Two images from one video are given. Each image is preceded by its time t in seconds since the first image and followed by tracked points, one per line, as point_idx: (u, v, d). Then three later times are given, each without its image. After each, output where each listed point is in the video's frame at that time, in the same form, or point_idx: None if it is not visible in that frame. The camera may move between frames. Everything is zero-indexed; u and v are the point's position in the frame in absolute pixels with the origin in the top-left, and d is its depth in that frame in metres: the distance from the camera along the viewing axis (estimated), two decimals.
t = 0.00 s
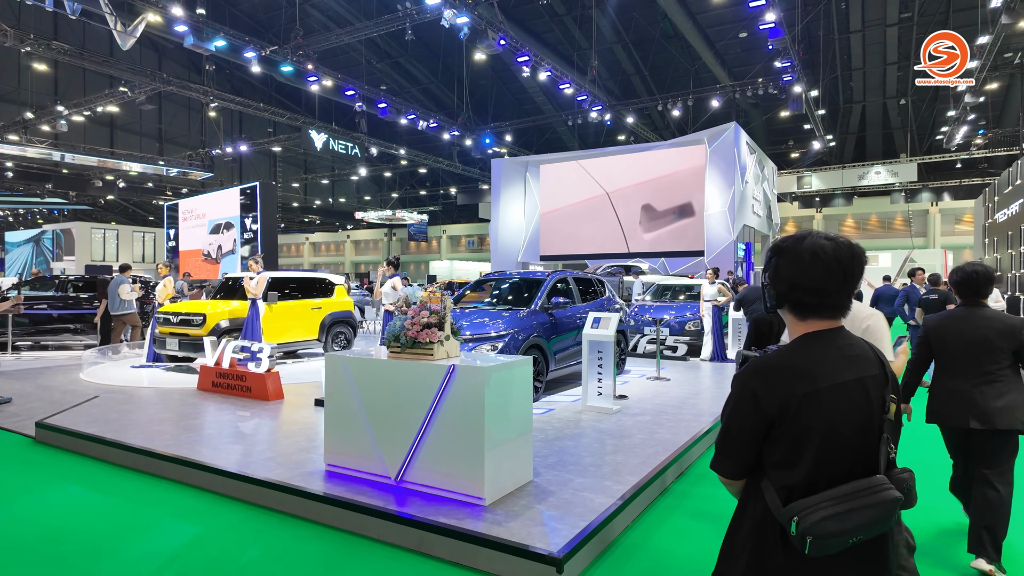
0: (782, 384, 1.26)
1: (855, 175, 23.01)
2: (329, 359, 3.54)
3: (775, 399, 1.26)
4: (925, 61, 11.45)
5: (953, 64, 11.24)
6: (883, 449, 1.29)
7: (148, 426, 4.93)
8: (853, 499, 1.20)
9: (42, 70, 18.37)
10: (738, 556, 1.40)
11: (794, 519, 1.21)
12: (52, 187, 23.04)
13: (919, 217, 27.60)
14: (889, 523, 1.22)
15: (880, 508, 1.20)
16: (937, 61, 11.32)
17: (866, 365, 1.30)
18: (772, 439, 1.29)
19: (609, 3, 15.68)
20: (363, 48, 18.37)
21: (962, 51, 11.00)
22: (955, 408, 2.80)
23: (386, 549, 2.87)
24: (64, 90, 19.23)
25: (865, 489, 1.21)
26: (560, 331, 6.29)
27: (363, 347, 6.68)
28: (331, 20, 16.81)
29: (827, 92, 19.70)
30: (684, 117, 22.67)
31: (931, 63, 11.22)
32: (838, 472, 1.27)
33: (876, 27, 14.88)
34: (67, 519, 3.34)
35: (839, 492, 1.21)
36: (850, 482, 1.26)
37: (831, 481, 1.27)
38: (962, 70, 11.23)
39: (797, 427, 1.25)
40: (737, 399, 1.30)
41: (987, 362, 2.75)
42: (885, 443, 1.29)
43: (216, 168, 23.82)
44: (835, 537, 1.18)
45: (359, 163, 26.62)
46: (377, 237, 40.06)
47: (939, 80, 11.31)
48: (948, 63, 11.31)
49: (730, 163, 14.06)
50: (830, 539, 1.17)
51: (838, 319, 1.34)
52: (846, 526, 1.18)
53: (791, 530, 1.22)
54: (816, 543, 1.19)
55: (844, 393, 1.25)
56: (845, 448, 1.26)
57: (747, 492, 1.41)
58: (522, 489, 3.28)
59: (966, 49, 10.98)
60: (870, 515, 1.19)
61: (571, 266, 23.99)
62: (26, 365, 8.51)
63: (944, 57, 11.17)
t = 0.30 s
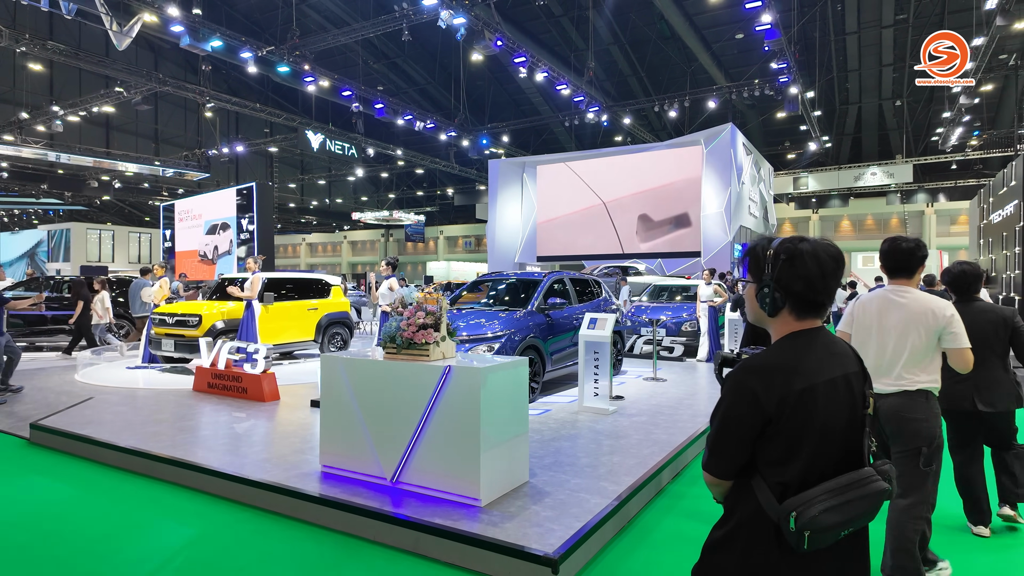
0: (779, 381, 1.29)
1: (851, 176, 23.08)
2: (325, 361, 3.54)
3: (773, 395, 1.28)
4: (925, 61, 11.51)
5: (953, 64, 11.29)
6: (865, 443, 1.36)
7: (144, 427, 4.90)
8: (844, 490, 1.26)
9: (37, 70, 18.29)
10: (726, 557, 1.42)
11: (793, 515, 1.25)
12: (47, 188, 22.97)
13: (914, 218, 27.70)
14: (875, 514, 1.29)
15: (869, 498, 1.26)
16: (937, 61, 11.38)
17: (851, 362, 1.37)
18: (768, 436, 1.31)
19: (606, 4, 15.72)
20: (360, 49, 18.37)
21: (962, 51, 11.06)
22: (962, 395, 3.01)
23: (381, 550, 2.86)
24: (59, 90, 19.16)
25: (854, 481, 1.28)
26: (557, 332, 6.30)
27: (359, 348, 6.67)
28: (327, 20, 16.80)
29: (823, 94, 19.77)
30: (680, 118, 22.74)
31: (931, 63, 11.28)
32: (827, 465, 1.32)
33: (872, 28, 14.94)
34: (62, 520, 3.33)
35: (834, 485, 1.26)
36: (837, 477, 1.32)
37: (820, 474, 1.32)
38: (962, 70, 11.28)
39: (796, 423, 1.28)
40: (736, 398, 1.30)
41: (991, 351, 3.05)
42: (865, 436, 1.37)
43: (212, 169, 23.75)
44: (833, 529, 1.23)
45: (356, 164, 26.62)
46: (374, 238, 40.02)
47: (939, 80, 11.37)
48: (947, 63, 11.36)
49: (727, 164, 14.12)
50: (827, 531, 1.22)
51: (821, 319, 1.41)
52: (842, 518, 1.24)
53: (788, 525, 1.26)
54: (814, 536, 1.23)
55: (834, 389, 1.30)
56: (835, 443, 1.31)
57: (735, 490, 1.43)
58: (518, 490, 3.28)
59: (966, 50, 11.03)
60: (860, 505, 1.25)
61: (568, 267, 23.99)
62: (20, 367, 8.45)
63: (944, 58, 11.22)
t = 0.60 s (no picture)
0: (735, 379, 1.35)
1: (849, 176, 23.12)
2: (322, 362, 3.53)
3: (730, 393, 1.34)
4: (925, 61, 11.53)
5: (953, 64, 11.32)
6: (813, 436, 1.44)
7: (140, 428, 4.89)
8: (795, 482, 1.32)
9: (34, 71, 18.24)
10: (689, 549, 1.46)
11: (747, 507, 1.30)
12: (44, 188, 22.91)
13: (912, 219, 27.73)
14: (824, 502, 1.36)
15: (817, 489, 1.33)
16: (937, 61, 11.39)
17: (798, 358, 1.44)
18: (725, 431, 1.37)
19: (603, 5, 15.74)
20: (358, 49, 18.36)
21: (962, 51, 11.08)
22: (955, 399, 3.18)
23: (377, 553, 2.85)
24: (56, 90, 19.13)
25: (804, 471, 1.35)
26: (554, 332, 6.29)
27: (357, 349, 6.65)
28: (325, 20, 16.77)
29: (821, 94, 19.80)
30: (678, 118, 22.74)
31: (931, 63, 11.30)
32: (779, 457, 1.39)
33: (869, 30, 14.97)
34: (57, 522, 3.32)
35: (786, 477, 1.33)
36: (788, 469, 1.39)
37: (774, 468, 1.39)
38: (962, 70, 11.30)
39: (750, 420, 1.34)
40: (695, 396, 1.35)
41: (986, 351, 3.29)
42: (813, 429, 1.45)
43: (210, 169, 23.70)
44: (785, 518, 1.29)
45: (354, 165, 26.64)
46: (372, 238, 39.98)
47: (939, 80, 11.38)
48: (947, 63, 11.39)
49: (725, 164, 14.13)
50: (780, 521, 1.28)
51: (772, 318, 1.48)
52: (793, 507, 1.30)
53: (743, 517, 1.31)
54: (767, 526, 1.29)
55: (784, 385, 1.37)
56: (786, 437, 1.38)
57: (692, 485, 1.48)
58: (515, 492, 3.27)
59: (965, 49, 11.05)
60: (809, 495, 1.32)
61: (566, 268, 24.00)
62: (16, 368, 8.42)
63: (944, 58, 11.24)
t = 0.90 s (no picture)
0: (655, 372, 1.37)
1: (849, 177, 23.14)
2: (318, 363, 3.50)
3: (648, 384, 1.36)
4: (925, 61, 11.53)
5: (953, 64, 11.31)
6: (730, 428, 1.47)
7: (137, 429, 4.87)
8: (707, 471, 1.36)
9: (33, 71, 18.20)
10: (609, 534, 1.49)
11: (657, 493, 1.34)
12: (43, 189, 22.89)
13: (911, 220, 27.76)
14: (734, 491, 1.39)
15: (727, 479, 1.37)
16: (937, 61, 11.39)
17: (718, 353, 1.48)
18: (643, 421, 1.40)
19: (602, 5, 15.74)
20: (357, 50, 18.33)
21: (962, 51, 11.08)
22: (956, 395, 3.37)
23: (373, 554, 2.83)
24: (55, 91, 19.09)
25: (715, 461, 1.38)
26: (553, 333, 6.28)
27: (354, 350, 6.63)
28: (324, 20, 16.76)
29: (820, 95, 19.80)
30: (677, 119, 22.74)
31: (931, 63, 11.30)
32: (695, 449, 1.42)
33: (868, 30, 14.98)
34: (50, 524, 3.29)
35: (698, 466, 1.36)
36: (703, 459, 1.42)
37: (688, 459, 1.41)
38: (962, 70, 11.30)
39: (667, 411, 1.37)
40: (616, 387, 1.38)
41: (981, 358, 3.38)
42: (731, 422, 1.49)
43: (210, 170, 23.68)
44: (692, 506, 1.32)
45: (353, 165, 26.67)
46: (371, 239, 39.99)
47: (939, 80, 11.38)
48: (947, 63, 11.39)
49: (724, 165, 14.13)
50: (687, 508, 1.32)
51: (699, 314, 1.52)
52: (702, 495, 1.34)
53: (653, 503, 1.34)
54: (675, 512, 1.32)
55: (703, 381, 1.40)
56: (702, 429, 1.41)
57: (612, 473, 1.51)
58: (512, 493, 3.25)
59: (965, 50, 11.04)
60: (718, 485, 1.36)
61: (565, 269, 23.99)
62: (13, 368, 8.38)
63: (944, 58, 11.24)
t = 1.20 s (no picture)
0: (599, 370, 1.36)
1: (848, 177, 23.16)
2: (312, 363, 3.48)
3: (591, 382, 1.36)
4: (925, 61, 11.51)
5: (953, 64, 11.30)
6: (671, 422, 1.50)
7: (132, 429, 4.85)
8: (654, 465, 1.36)
9: (32, 71, 18.17)
10: (557, 537, 1.46)
11: (609, 490, 1.33)
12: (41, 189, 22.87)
13: (910, 220, 27.78)
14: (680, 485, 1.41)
15: (675, 472, 1.39)
16: (937, 61, 11.37)
17: (657, 349, 1.50)
18: (588, 420, 1.39)
19: (602, 5, 15.73)
20: (356, 50, 18.31)
21: (962, 51, 11.07)
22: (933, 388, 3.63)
23: (365, 556, 2.81)
24: (54, 91, 19.06)
25: (661, 455, 1.40)
26: (550, 333, 6.26)
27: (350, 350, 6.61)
28: (323, 20, 16.74)
29: (819, 95, 19.80)
30: (676, 119, 22.75)
31: (931, 63, 11.28)
32: (639, 443, 1.42)
33: (867, 31, 15.00)
34: (40, 525, 3.26)
35: (645, 461, 1.36)
36: (647, 453, 1.43)
37: (633, 453, 1.41)
38: (962, 70, 11.28)
39: (613, 408, 1.37)
40: (561, 388, 1.36)
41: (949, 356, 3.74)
42: (673, 415, 1.52)
43: (209, 170, 23.67)
44: (643, 500, 1.33)
45: (352, 166, 26.70)
46: (371, 239, 40.01)
47: (939, 80, 11.36)
48: (947, 64, 11.37)
49: (723, 165, 14.12)
50: (638, 502, 1.32)
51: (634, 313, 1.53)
52: (650, 489, 1.34)
53: (605, 500, 1.33)
54: (626, 508, 1.32)
55: (645, 378, 1.41)
56: (646, 424, 1.42)
57: (559, 473, 1.48)
58: (507, 495, 3.23)
59: (966, 50, 11.03)
60: (668, 477, 1.37)
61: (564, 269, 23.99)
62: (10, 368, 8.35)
63: (944, 58, 11.22)
